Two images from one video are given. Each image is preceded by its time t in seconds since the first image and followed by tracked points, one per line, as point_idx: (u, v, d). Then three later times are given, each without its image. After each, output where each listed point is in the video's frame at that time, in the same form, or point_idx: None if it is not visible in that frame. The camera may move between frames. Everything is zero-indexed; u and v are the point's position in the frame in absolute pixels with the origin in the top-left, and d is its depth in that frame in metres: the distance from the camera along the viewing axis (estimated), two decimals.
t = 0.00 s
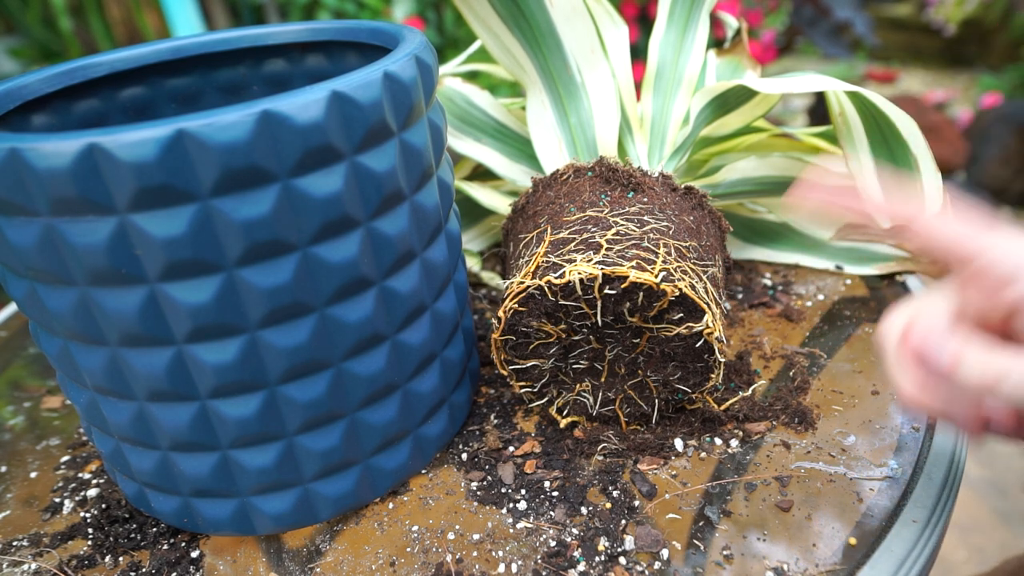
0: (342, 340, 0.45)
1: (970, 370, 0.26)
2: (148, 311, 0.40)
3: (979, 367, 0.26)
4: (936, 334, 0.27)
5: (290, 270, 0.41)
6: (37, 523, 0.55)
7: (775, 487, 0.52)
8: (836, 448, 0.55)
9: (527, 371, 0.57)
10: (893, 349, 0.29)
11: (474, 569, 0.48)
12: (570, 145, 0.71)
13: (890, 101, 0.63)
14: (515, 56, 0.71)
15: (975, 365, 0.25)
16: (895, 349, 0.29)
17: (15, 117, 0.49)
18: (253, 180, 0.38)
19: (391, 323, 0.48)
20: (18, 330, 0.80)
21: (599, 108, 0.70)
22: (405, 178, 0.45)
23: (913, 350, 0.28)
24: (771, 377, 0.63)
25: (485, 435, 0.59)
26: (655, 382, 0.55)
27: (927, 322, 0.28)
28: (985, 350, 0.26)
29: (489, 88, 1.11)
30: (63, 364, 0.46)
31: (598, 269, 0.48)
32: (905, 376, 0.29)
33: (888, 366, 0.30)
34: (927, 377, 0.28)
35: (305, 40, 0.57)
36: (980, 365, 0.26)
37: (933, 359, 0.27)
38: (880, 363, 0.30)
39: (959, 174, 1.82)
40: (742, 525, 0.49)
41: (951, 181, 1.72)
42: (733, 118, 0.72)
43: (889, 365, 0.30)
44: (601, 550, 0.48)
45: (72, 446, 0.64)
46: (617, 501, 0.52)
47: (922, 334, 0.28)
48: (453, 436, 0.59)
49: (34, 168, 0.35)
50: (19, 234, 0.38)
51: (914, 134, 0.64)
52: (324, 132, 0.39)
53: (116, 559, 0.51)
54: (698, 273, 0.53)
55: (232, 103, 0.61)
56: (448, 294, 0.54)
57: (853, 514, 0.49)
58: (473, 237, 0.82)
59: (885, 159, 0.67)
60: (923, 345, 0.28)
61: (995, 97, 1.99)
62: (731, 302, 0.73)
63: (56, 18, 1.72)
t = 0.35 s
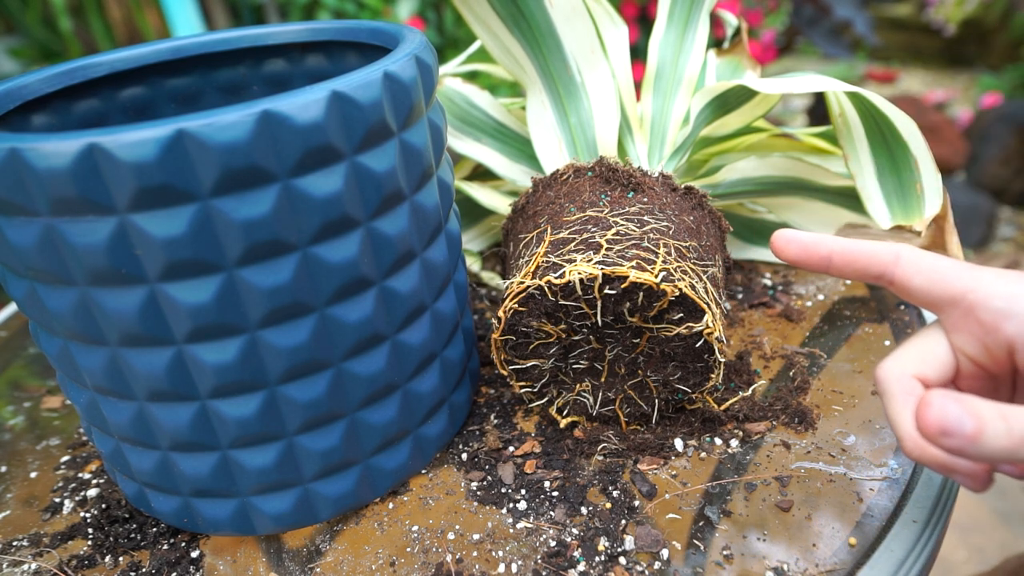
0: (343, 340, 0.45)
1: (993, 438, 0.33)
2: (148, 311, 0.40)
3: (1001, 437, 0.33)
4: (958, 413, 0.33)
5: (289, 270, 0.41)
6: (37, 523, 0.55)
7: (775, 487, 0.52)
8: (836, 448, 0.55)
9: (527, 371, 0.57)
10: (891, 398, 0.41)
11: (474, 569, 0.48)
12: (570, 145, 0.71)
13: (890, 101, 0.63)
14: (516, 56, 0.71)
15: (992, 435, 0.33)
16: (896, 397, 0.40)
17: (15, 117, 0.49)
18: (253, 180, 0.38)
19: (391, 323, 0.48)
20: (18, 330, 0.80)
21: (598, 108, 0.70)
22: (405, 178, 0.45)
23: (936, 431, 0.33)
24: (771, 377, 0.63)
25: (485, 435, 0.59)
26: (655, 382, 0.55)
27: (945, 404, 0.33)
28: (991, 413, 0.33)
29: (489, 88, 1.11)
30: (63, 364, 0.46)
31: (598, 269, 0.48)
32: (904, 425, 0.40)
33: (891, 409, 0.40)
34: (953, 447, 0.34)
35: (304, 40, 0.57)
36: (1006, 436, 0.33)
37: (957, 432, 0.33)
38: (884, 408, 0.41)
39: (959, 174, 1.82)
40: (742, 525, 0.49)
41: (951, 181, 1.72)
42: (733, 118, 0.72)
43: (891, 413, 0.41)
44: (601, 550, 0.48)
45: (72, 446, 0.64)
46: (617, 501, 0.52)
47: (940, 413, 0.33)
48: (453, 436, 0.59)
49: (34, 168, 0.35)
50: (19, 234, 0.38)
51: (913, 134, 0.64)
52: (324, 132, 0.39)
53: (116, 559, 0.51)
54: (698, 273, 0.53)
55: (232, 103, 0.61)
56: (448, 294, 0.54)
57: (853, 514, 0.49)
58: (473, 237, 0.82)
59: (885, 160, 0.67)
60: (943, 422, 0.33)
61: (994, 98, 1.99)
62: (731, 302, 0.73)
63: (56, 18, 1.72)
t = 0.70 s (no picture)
0: (343, 340, 0.45)
1: (994, 421, 0.33)
2: (148, 312, 0.40)
3: (1002, 420, 0.33)
4: (960, 395, 0.33)
5: (289, 270, 0.41)
6: (37, 523, 0.55)
7: (775, 487, 0.52)
8: (836, 448, 0.55)
9: (527, 371, 0.57)
10: (895, 381, 0.41)
11: (474, 569, 0.48)
12: (570, 145, 0.71)
13: (889, 102, 0.63)
14: (516, 56, 0.71)
15: (994, 418, 0.33)
16: (900, 380, 0.41)
17: (15, 117, 0.49)
18: (253, 180, 0.38)
19: (391, 323, 0.48)
20: (18, 330, 0.80)
21: (598, 108, 0.70)
22: (405, 178, 0.45)
23: (937, 411, 0.34)
24: (771, 377, 0.63)
25: (485, 435, 0.59)
26: (655, 382, 0.55)
27: (948, 386, 0.34)
28: (993, 395, 0.33)
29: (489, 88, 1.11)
30: (63, 364, 0.46)
31: (598, 269, 0.48)
32: (905, 406, 0.40)
33: (894, 393, 0.41)
34: (954, 429, 0.34)
35: (305, 40, 0.57)
36: (1007, 418, 0.33)
37: (958, 413, 0.33)
38: (887, 391, 0.41)
39: (959, 174, 1.82)
40: (742, 525, 0.49)
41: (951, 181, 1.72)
42: (733, 118, 0.72)
43: (894, 396, 0.41)
44: (601, 550, 0.48)
45: (72, 446, 0.64)
46: (617, 501, 0.52)
47: (943, 394, 0.33)
48: (453, 436, 0.59)
49: (34, 168, 0.35)
50: (19, 234, 0.38)
51: (911, 133, 0.64)
52: (324, 132, 0.39)
53: (116, 559, 0.51)
54: (697, 273, 0.53)
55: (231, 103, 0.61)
56: (448, 294, 0.54)
57: (853, 514, 0.49)
58: (473, 237, 0.82)
59: (884, 160, 0.67)
60: (945, 402, 0.33)
61: (995, 98, 1.99)
62: (731, 302, 0.73)
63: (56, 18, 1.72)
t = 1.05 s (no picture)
0: (343, 340, 0.45)
1: (993, 418, 0.33)
2: (148, 312, 0.40)
3: (1001, 417, 0.33)
4: (958, 391, 0.33)
5: (289, 271, 0.41)
6: (37, 523, 0.55)
7: (775, 487, 0.52)
8: (836, 448, 0.55)
9: (527, 371, 0.57)
10: (894, 377, 0.41)
11: (474, 569, 0.48)
12: (570, 145, 0.71)
13: (889, 103, 0.63)
14: (516, 56, 0.71)
15: (993, 414, 0.33)
16: (899, 376, 0.41)
17: (15, 117, 0.49)
18: (253, 181, 0.38)
19: (391, 323, 0.48)
20: (18, 330, 0.80)
21: (598, 108, 0.70)
22: (405, 178, 0.45)
23: (935, 406, 0.33)
24: (771, 377, 0.63)
25: (485, 435, 0.59)
26: (655, 382, 0.55)
27: (946, 381, 0.33)
28: (993, 393, 0.33)
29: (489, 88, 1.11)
30: (63, 364, 0.46)
31: (598, 269, 0.48)
32: (904, 403, 0.40)
33: (893, 389, 0.41)
34: (953, 425, 0.34)
35: (304, 40, 0.57)
36: (1006, 416, 0.33)
37: (958, 410, 0.33)
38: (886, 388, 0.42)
39: (959, 174, 1.82)
40: (742, 525, 0.49)
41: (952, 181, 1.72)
42: (733, 118, 0.72)
43: (894, 393, 0.41)
44: (601, 550, 0.48)
45: (72, 446, 0.64)
46: (617, 501, 0.52)
47: (942, 390, 0.33)
48: (453, 436, 0.59)
49: (34, 168, 0.35)
50: (19, 234, 0.38)
51: (910, 133, 0.64)
52: (324, 132, 0.39)
53: (116, 559, 0.51)
54: (698, 273, 0.53)
55: (232, 103, 0.61)
56: (448, 294, 0.54)
57: (853, 514, 0.49)
58: (473, 237, 0.82)
59: (884, 161, 0.67)
60: (944, 399, 0.33)
61: (995, 98, 1.99)
62: (731, 302, 0.73)
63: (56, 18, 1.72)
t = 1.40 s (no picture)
0: (342, 340, 0.45)
1: (956, 423, 0.33)
2: (148, 311, 0.40)
3: (964, 422, 0.33)
4: (921, 398, 0.32)
5: (289, 271, 0.41)
6: (37, 523, 0.55)
7: (775, 487, 0.52)
8: (836, 448, 0.55)
9: (527, 371, 0.57)
10: (871, 383, 0.41)
11: (474, 569, 0.48)
12: (570, 145, 0.71)
13: (890, 103, 0.63)
14: (516, 56, 0.71)
15: (957, 419, 0.32)
16: (875, 382, 0.41)
17: (15, 117, 0.49)
18: (253, 181, 0.38)
19: (391, 323, 0.48)
20: (18, 330, 0.80)
21: (598, 108, 0.70)
22: (405, 178, 0.45)
23: (899, 413, 0.33)
24: (771, 377, 0.63)
25: (485, 435, 0.59)
26: (655, 382, 0.55)
27: (910, 388, 0.33)
28: (956, 398, 0.33)
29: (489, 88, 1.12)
30: (63, 364, 0.46)
31: (598, 269, 0.48)
32: (878, 407, 0.41)
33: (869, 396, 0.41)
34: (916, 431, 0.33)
35: (305, 40, 0.57)
36: (968, 420, 0.33)
37: (921, 417, 0.32)
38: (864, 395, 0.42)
39: (959, 174, 1.82)
40: (742, 525, 0.49)
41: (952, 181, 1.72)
42: (733, 118, 0.72)
43: (870, 398, 0.41)
44: (601, 550, 0.48)
45: (72, 446, 0.64)
46: (617, 501, 0.52)
47: (904, 399, 0.33)
48: (453, 436, 0.59)
49: (34, 168, 0.35)
50: (19, 234, 0.38)
51: (910, 132, 0.64)
52: (324, 132, 0.39)
53: (116, 559, 0.51)
54: (697, 273, 0.53)
55: (232, 103, 0.61)
56: (448, 294, 0.54)
57: (853, 513, 0.49)
58: (473, 237, 0.82)
59: (883, 161, 0.67)
60: (907, 407, 0.33)
61: (995, 98, 1.99)
62: (731, 302, 0.73)
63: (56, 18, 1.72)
